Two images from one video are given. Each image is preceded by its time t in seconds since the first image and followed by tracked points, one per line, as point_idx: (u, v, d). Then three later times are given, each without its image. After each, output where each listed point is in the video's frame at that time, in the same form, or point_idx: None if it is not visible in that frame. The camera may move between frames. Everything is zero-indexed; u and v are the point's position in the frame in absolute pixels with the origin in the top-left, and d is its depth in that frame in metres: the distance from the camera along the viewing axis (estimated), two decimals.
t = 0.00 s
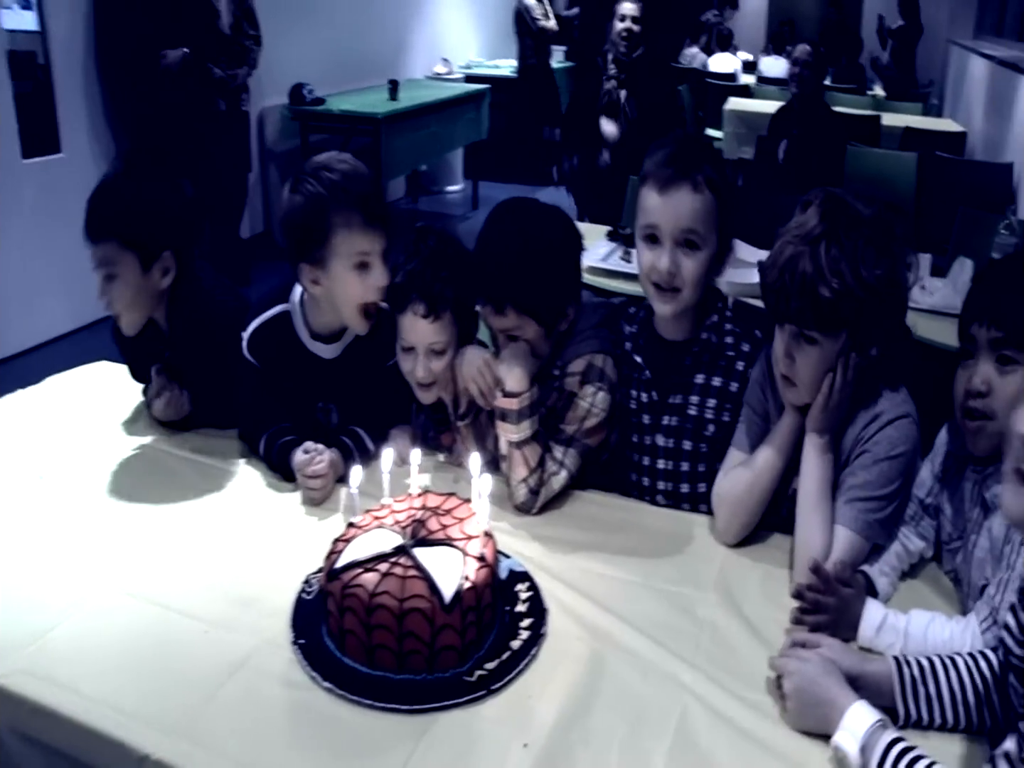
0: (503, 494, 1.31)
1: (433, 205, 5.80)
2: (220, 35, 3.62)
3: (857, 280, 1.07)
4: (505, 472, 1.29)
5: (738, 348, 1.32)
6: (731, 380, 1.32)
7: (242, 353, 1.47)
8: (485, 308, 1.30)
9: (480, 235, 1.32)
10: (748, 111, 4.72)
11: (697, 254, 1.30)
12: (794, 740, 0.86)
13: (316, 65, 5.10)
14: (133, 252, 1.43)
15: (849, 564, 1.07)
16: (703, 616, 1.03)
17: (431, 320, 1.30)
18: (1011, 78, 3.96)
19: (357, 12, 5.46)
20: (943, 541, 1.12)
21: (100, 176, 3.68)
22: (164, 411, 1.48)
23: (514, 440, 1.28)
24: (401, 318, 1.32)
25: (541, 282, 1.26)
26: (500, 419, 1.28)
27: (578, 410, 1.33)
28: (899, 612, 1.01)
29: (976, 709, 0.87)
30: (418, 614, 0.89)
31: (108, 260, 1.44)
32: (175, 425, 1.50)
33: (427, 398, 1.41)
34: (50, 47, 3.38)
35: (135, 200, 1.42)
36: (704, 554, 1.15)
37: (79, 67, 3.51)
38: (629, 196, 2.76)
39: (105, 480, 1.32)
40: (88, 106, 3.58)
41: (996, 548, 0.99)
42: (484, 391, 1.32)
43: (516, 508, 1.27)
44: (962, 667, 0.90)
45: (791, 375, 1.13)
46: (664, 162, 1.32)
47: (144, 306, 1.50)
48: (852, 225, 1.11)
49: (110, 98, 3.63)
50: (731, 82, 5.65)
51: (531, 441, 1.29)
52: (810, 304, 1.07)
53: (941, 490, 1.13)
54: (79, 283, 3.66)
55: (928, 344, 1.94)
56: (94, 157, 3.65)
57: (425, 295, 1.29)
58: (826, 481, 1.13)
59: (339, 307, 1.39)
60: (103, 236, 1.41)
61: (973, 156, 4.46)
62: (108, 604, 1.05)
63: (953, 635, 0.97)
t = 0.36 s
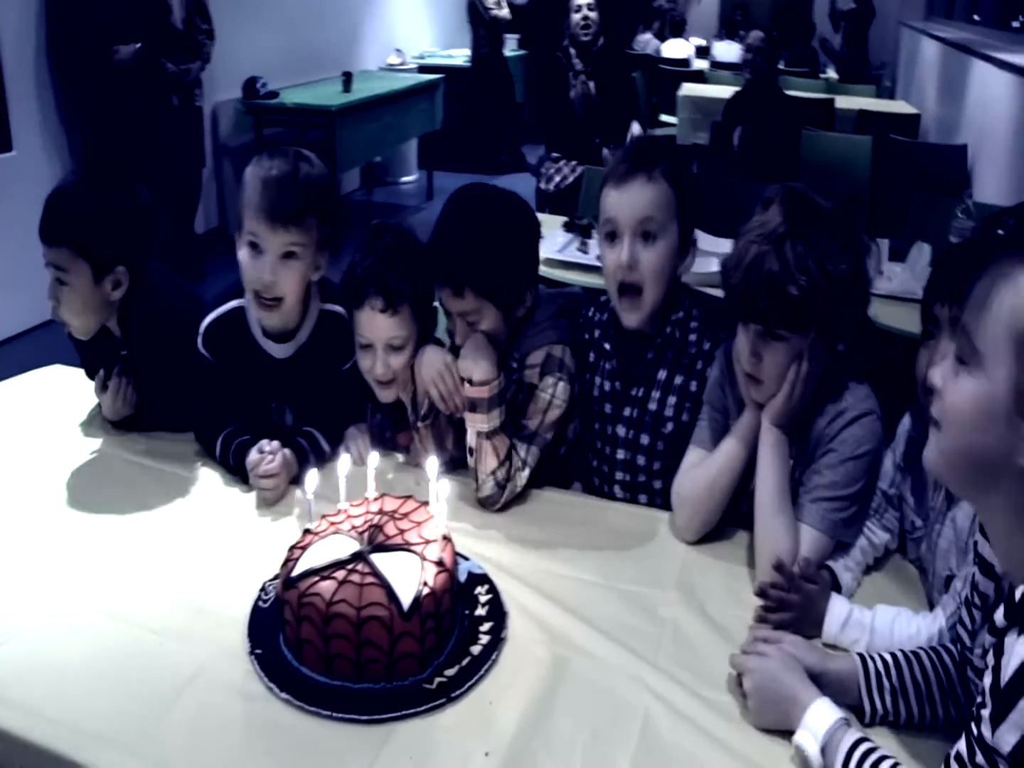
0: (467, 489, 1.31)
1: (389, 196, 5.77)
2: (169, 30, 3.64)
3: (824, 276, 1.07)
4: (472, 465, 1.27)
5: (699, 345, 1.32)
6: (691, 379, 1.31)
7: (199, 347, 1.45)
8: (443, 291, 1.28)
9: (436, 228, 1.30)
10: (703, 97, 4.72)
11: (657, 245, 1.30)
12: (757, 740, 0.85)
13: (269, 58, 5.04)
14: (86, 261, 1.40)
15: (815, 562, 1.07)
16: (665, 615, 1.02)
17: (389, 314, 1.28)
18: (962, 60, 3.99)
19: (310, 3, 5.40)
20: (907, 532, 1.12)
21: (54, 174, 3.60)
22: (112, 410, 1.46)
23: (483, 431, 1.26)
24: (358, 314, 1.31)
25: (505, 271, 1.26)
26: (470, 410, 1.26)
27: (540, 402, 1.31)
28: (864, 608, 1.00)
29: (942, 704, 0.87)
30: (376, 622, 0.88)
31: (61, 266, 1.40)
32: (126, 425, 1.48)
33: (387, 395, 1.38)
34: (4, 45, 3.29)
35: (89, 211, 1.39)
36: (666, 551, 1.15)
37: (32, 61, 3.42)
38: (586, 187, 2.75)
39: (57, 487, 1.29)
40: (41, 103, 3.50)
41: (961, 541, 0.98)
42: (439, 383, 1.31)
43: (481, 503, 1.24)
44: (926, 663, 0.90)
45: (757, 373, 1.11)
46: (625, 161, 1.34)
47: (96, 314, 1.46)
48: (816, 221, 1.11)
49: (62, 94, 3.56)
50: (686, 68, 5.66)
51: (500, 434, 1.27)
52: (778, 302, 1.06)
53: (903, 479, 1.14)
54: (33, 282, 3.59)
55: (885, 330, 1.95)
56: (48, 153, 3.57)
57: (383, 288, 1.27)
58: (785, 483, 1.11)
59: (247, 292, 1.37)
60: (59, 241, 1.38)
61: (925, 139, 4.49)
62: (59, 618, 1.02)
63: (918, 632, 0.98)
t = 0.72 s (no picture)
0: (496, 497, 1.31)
1: (414, 203, 5.79)
2: (200, 33, 3.66)
3: (838, 295, 1.07)
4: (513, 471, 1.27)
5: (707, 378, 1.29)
6: (702, 415, 1.29)
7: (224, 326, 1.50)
8: (478, 271, 1.30)
9: (463, 237, 1.33)
10: (729, 111, 4.72)
11: (648, 311, 1.25)
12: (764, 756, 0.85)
13: (298, 63, 5.07)
14: (124, 246, 1.44)
15: (823, 587, 1.07)
16: (676, 632, 1.02)
17: (402, 288, 1.30)
18: (991, 82, 3.98)
19: (339, 9, 5.43)
20: (923, 559, 1.11)
21: (84, 173, 3.64)
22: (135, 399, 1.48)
23: (520, 435, 1.27)
24: (371, 286, 1.32)
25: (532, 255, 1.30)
26: (506, 416, 1.27)
27: (568, 397, 1.32)
28: (878, 634, 0.99)
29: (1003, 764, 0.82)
30: (386, 630, 0.88)
31: (99, 246, 1.43)
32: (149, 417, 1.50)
33: (392, 378, 1.39)
34: (37, 45, 3.32)
35: (125, 203, 1.44)
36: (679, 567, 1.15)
37: (66, 62, 3.46)
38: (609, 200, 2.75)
39: (78, 484, 1.30)
40: (73, 103, 3.53)
41: (977, 569, 0.98)
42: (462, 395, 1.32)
43: (524, 505, 1.26)
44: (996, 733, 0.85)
45: (770, 391, 1.11)
46: (621, 217, 1.29)
47: (127, 299, 1.49)
48: (831, 240, 1.10)
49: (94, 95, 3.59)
50: (713, 82, 5.66)
51: (535, 431, 1.29)
52: (791, 319, 1.06)
53: (919, 507, 1.11)
54: (61, 280, 3.62)
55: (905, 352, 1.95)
56: (78, 153, 3.60)
57: (395, 262, 1.30)
58: (784, 515, 1.11)
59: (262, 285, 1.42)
60: (99, 221, 1.42)
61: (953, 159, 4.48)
62: (73, 614, 1.03)
63: (932, 659, 0.94)
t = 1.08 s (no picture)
0: (480, 493, 1.31)
1: (418, 202, 5.80)
2: (201, 32, 3.57)
3: (847, 309, 1.05)
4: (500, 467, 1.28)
5: (693, 378, 1.29)
6: (685, 410, 1.30)
7: (224, 326, 1.51)
8: (475, 256, 1.30)
9: (461, 221, 1.33)
10: (733, 111, 4.72)
11: (649, 261, 1.26)
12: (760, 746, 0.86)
13: (302, 63, 5.08)
14: (135, 231, 1.43)
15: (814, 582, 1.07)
16: (672, 627, 1.03)
17: (402, 258, 1.32)
18: (995, 81, 3.97)
19: (343, 9, 5.44)
20: (917, 554, 1.12)
21: (88, 173, 3.65)
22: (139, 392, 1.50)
23: (502, 432, 1.27)
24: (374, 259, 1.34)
25: (536, 248, 1.30)
26: (485, 415, 1.27)
27: (559, 389, 1.33)
28: (871, 627, 1.00)
29: None
30: (382, 623, 0.89)
31: (112, 234, 1.42)
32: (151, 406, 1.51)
33: (387, 351, 1.39)
34: (42, 43, 3.33)
35: (134, 187, 1.40)
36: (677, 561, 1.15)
37: (70, 61, 3.47)
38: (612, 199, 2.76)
39: (80, 478, 1.31)
40: (77, 102, 3.54)
41: (971, 563, 1.01)
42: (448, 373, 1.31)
43: (517, 502, 1.27)
44: None
45: (767, 395, 1.11)
46: (627, 170, 1.29)
47: (141, 280, 1.48)
48: (847, 254, 1.08)
49: (98, 93, 3.60)
50: (718, 82, 5.66)
51: (518, 427, 1.28)
52: (800, 327, 1.05)
53: (914, 503, 1.13)
54: (65, 278, 3.63)
55: (906, 350, 1.95)
56: (82, 152, 3.61)
57: (399, 234, 1.33)
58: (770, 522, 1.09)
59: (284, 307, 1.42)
60: (108, 210, 1.40)
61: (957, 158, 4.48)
62: (73, 607, 1.04)
63: (925, 651, 0.95)
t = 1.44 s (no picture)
0: (478, 499, 1.31)
1: (422, 207, 5.81)
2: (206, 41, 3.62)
3: (827, 318, 1.05)
4: (487, 479, 1.29)
5: (707, 366, 1.32)
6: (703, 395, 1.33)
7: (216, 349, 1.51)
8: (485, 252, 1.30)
9: (470, 217, 1.34)
10: (735, 113, 4.72)
11: (668, 232, 1.32)
12: (760, 745, 0.86)
13: (305, 69, 5.09)
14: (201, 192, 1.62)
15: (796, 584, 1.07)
16: (673, 630, 1.03)
17: (405, 260, 1.33)
18: (998, 81, 3.97)
19: (346, 15, 5.45)
20: (919, 555, 1.12)
21: (93, 181, 3.66)
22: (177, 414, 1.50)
23: (484, 447, 1.27)
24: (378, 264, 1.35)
25: (539, 249, 1.31)
26: (468, 430, 1.28)
27: (553, 400, 1.31)
28: (872, 629, 0.99)
29: None
30: (382, 627, 0.88)
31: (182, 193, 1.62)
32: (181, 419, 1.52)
33: (394, 356, 1.39)
34: (46, 53, 3.34)
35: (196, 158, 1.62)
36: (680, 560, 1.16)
37: (74, 71, 3.47)
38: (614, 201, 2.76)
39: (87, 483, 1.32)
40: (82, 111, 3.54)
41: (972, 564, 1.00)
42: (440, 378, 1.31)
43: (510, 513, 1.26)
44: None
45: (749, 398, 1.11)
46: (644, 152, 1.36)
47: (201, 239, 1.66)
48: (829, 264, 1.07)
49: (102, 101, 3.61)
50: (720, 84, 5.66)
51: (505, 442, 1.28)
52: (777, 335, 1.05)
53: (916, 504, 1.12)
54: (70, 286, 3.64)
55: (908, 351, 1.95)
56: (88, 160, 3.62)
57: (401, 238, 1.34)
58: (755, 518, 1.10)
59: (272, 322, 1.41)
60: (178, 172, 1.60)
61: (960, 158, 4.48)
62: (75, 613, 1.04)
63: (926, 654, 0.95)
